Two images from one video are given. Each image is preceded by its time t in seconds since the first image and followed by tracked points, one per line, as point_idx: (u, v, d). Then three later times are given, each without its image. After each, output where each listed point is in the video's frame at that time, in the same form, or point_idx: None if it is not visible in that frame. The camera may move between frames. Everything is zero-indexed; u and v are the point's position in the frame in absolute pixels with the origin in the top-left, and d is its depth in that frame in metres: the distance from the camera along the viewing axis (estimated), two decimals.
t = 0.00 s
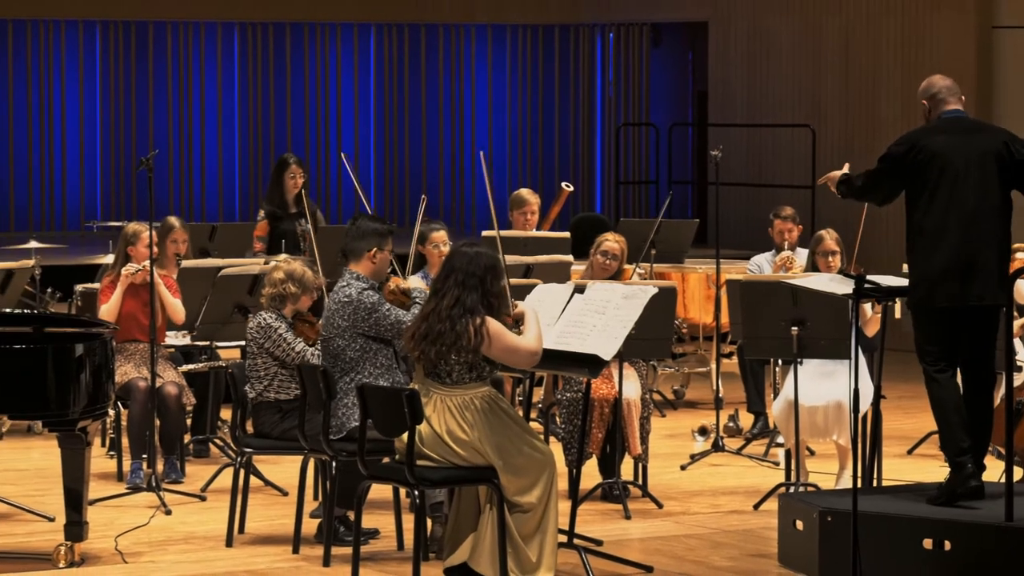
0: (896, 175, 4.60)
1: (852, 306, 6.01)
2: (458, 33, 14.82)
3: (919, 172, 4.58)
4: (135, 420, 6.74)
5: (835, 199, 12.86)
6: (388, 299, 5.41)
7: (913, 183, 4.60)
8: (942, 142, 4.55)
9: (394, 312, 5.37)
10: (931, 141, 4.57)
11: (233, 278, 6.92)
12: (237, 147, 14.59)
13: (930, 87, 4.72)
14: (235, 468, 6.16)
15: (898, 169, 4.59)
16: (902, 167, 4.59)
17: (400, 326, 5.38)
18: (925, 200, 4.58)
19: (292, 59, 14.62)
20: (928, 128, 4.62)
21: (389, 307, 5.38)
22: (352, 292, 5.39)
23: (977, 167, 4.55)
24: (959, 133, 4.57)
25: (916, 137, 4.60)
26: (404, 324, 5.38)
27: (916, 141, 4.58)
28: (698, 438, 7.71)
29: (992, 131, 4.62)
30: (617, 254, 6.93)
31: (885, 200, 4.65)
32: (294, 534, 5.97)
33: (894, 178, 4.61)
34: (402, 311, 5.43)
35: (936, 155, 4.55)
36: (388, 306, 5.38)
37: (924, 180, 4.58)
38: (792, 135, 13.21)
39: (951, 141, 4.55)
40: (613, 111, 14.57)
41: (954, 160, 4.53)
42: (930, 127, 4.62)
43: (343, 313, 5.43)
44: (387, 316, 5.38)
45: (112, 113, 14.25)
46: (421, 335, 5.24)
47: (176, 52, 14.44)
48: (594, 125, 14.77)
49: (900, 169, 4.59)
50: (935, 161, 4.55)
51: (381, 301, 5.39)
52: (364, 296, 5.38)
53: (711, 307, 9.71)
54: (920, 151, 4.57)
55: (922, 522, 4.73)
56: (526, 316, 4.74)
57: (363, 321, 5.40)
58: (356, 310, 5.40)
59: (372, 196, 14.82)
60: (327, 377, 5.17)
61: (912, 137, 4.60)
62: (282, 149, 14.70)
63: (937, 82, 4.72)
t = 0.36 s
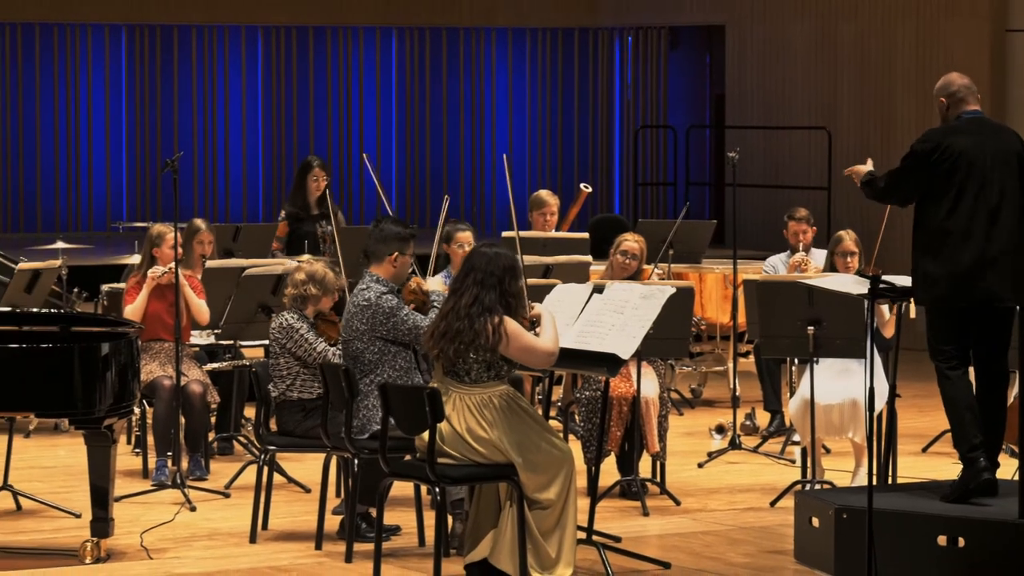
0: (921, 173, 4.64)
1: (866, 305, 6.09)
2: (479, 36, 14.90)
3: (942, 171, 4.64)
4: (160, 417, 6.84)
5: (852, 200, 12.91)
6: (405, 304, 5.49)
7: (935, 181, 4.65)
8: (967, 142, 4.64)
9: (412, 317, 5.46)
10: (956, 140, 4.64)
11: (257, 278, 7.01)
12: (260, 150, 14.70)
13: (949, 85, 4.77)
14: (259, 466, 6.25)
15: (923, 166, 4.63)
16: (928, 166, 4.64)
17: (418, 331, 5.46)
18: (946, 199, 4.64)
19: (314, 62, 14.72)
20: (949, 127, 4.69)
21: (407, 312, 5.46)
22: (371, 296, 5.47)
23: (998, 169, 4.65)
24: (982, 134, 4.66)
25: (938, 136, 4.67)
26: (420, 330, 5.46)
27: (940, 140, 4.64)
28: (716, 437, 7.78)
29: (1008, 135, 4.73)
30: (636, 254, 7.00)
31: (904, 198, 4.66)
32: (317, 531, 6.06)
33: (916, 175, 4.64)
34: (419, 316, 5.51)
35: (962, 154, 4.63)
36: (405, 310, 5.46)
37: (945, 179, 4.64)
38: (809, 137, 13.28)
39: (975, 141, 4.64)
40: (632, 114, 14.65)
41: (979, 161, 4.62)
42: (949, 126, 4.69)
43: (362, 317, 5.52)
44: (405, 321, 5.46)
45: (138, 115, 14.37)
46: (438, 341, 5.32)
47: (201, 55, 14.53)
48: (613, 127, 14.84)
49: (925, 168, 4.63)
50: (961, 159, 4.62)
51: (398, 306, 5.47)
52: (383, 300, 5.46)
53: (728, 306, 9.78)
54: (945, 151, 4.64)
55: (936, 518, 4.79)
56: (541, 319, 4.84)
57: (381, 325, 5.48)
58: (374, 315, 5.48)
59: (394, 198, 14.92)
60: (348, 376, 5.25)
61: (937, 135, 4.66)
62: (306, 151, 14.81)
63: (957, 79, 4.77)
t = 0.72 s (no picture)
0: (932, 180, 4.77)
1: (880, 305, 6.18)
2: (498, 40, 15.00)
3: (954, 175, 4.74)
4: (183, 415, 6.92)
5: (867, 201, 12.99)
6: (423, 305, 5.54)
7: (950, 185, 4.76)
8: (967, 139, 4.73)
9: (429, 319, 5.52)
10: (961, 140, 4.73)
11: (278, 279, 7.12)
12: (283, 153, 14.80)
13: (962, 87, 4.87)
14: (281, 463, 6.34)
15: (934, 173, 4.77)
16: (938, 171, 4.75)
17: (436, 332, 5.52)
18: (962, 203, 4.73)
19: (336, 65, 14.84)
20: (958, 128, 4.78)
21: (425, 314, 5.52)
22: (388, 299, 5.53)
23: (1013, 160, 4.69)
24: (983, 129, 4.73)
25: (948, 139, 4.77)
26: (438, 332, 5.51)
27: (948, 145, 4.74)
28: (732, 434, 7.85)
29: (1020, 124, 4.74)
30: (653, 254, 7.08)
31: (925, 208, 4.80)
32: (339, 527, 6.15)
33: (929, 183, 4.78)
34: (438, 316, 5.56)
35: (960, 153, 4.72)
36: (422, 312, 5.53)
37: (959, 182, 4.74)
38: (824, 140, 13.37)
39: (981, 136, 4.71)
40: (649, 116, 14.75)
41: (979, 155, 4.70)
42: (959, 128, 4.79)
43: (380, 320, 5.59)
44: (423, 323, 5.52)
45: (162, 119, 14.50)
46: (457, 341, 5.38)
47: (224, 58, 14.65)
48: (630, 129, 14.93)
49: (935, 175, 4.76)
50: (959, 158, 4.72)
51: (415, 309, 5.53)
52: (400, 303, 5.52)
53: (744, 306, 9.86)
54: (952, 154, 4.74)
55: (949, 516, 4.87)
56: (563, 317, 4.90)
57: (399, 328, 5.55)
58: (392, 318, 5.55)
59: (414, 199, 15.02)
60: (370, 375, 5.34)
61: (945, 139, 4.77)
62: (327, 153, 14.92)
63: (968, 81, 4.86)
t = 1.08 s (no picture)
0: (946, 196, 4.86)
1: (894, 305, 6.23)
2: (515, 43, 15.09)
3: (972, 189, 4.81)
4: (204, 414, 7.04)
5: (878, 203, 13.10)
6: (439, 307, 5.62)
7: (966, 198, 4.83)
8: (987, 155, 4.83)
9: (445, 320, 5.59)
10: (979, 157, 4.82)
11: (299, 278, 7.23)
12: (302, 154, 14.89)
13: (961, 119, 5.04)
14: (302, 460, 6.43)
15: (950, 189, 4.85)
16: (956, 188, 4.84)
17: (451, 333, 5.58)
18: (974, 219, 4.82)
19: (355, 66, 14.94)
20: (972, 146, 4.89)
21: (440, 316, 5.59)
22: (404, 300, 5.62)
23: None
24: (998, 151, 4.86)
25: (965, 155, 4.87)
26: (454, 334, 5.58)
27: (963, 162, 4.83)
28: (746, 432, 7.93)
29: None
30: (666, 255, 7.15)
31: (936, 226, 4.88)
32: (357, 524, 6.23)
33: (943, 197, 4.86)
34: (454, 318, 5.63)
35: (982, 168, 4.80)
36: (438, 313, 5.60)
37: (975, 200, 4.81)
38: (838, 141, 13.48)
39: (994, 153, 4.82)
40: (664, 118, 14.85)
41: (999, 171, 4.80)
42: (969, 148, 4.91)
43: (397, 320, 5.68)
44: (439, 324, 5.59)
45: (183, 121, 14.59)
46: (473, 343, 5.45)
47: (245, 60, 14.76)
48: (645, 131, 15.00)
49: (950, 192, 4.85)
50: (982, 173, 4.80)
51: (431, 310, 5.60)
52: (416, 304, 5.60)
53: (759, 306, 9.93)
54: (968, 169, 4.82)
55: (960, 513, 4.95)
56: (577, 319, 4.99)
57: (415, 329, 5.63)
58: (408, 319, 5.63)
59: (431, 200, 15.10)
60: (389, 374, 5.43)
61: (958, 156, 4.87)
62: (346, 155, 15.01)
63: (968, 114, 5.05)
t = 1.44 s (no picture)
0: (962, 181, 4.80)
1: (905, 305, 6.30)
2: (531, 46, 15.20)
3: (991, 183, 4.79)
4: (224, 412, 7.14)
5: (889, 205, 13.22)
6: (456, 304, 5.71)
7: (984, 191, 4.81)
8: (1009, 148, 4.78)
9: (463, 316, 5.68)
10: (1006, 152, 4.77)
11: (317, 278, 7.32)
12: (321, 156, 14.99)
13: (986, 85, 4.86)
14: (320, 458, 6.50)
15: (967, 175, 4.79)
16: (974, 176, 4.79)
17: (469, 329, 5.68)
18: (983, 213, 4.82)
19: (373, 69, 15.04)
20: (994, 132, 4.82)
21: (458, 311, 5.68)
22: (423, 297, 5.70)
23: None
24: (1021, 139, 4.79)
25: (989, 142, 4.80)
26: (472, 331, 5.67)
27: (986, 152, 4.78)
28: (758, 431, 8.00)
29: None
30: (679, 255, 7.23)
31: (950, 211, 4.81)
32: (375, 521, 6.32)
33: (959, 184, 4.81)
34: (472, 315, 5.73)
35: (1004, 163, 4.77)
36: (456, 310, 5.69)
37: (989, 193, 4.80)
38: (848, 143, 13.63)
39: (1021, 149, 4.77)
40: (677, 121, 14.99)
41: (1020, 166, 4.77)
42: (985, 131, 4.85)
43: (415, 318, 5.74)
44: (457, 320, 5.68)
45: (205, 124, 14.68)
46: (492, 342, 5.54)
47: (264, 64, 14.84)
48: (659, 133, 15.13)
49: (968, 177, 4.79)
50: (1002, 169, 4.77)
51: (449, 307, 5.69)
52: (433, 301, 5.69)
53: (771, 306, 10.02)
54: (991, 162, 4.78)
55: (968, 510, 5.01)
56: (585, 318, 5.08)
57: (433, 325, 5.71)
58: (427, 316, 5.71)
59: (449, 202, 15.22)
60: (406, 371, 5.52)
61: (978, 143, 4.80)
62: (364, 156, 15.12)
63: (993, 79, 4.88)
